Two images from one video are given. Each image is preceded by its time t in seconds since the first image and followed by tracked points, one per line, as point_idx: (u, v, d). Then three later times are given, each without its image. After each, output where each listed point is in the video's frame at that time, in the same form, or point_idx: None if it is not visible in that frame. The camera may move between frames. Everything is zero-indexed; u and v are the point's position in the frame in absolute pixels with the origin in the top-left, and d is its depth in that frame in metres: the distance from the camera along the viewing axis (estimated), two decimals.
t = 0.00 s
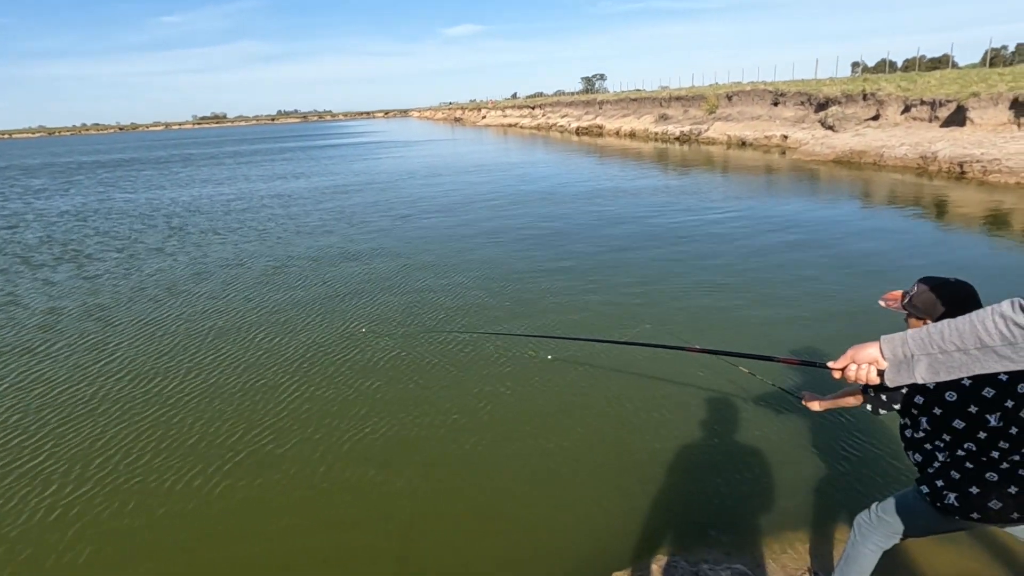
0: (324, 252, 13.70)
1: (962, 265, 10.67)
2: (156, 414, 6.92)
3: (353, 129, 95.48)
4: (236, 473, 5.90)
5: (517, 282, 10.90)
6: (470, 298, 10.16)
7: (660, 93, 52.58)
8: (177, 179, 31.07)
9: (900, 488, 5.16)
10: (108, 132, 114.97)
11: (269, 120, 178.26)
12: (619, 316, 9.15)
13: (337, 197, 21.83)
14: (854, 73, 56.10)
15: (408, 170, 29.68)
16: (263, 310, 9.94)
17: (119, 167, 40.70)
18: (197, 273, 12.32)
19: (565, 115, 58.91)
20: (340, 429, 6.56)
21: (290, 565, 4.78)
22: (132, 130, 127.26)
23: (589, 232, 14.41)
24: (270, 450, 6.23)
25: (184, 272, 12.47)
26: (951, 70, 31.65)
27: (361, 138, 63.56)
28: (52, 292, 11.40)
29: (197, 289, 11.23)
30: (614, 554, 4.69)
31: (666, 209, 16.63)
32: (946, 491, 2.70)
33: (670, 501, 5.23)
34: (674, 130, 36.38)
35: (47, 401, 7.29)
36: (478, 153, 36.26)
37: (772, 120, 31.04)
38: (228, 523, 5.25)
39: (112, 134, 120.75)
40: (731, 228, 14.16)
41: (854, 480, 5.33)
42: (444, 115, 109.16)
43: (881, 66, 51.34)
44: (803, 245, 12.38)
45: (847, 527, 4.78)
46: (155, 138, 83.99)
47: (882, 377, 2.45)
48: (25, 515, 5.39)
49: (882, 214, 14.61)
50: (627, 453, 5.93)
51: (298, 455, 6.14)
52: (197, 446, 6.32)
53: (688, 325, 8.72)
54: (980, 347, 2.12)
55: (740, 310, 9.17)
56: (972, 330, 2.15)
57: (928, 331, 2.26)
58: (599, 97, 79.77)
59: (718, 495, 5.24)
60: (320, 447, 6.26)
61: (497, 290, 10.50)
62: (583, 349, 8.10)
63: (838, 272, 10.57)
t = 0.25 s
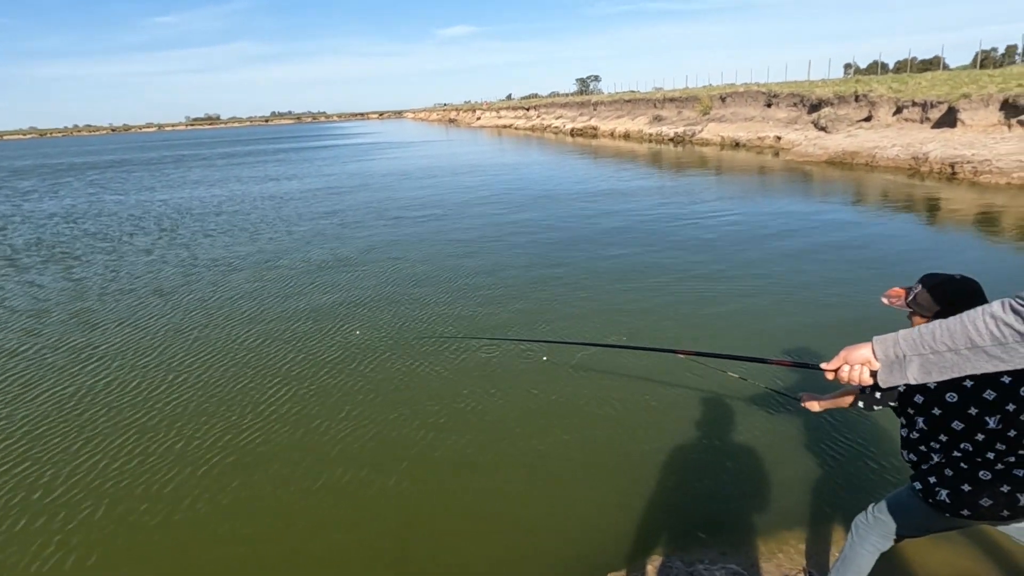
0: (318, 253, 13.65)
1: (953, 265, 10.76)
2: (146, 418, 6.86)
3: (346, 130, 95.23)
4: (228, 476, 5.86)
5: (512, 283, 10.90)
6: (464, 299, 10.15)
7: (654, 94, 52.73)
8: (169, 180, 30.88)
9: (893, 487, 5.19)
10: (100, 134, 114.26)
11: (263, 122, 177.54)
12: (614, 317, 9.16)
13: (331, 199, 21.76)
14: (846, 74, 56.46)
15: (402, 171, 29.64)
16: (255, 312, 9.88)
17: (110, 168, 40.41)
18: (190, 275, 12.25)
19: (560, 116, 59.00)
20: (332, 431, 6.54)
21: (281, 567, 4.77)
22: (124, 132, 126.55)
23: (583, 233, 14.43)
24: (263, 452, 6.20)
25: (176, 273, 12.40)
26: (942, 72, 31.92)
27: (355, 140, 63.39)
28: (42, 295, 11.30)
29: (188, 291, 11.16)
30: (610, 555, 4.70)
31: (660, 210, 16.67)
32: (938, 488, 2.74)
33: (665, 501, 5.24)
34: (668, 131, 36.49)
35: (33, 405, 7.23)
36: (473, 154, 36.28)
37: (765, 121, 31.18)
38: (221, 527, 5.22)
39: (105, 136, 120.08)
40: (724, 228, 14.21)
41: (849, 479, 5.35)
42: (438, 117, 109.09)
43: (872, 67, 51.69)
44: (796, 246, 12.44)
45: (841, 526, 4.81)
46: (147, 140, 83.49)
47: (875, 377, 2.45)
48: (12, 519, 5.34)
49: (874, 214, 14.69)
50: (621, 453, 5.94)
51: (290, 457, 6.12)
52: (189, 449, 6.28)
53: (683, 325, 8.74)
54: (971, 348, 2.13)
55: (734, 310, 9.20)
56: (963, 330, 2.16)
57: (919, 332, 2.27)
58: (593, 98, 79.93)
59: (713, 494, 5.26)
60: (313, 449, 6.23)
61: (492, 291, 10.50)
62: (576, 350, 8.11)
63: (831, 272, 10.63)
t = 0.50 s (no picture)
0: (310, 256, 13.59)
1: (943, 266, 10.84)
2: (131, 424, 6.78)
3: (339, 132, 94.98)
4: (215, 482, 5.80)
5: (505, 286, 10.89)
6: (457, 302, 10.13)
7: (647, 97, 52.91)
8: (159, 183, 30.67)
9: (884, 489, 5.21)
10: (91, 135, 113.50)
11: (256, 123, 176.57)
12: (606, 319, 9.16)
13: (324, 201, 21.68)
14: (837, 77, 56.85)
15: (395, 173, 29.58)
16: (245, 317, 9.80)
17: (100, 170, 40.10)
18: (180, 278, 12.16)
19: (553, 119, 59.09)
20: (321, 435, 6.51)
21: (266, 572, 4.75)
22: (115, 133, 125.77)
23: (576, 235, 14.44)
24: (250, 458, 6.14)
25: (167, 277, 12.32)
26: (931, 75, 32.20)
27: (348, 142, 63.22)
28: (29, 299, 11.19)
29: (178, 295, 11.07)
30: (603, 557, 4.70)
31: (653, 212, 16.71)
32: (924, 485, 2.77)
33: (656, 504, 5.25)
34: (661, 134, 36.60)
35: (16, 411, 7.16)
36: (467, 156, 36.29)
37: (757, 124, 31.32)
38: (209, 534, 5.17)
39: (96, 137, 119.02)
40: (717, 230, 14.25)
41: (841, 480, 5.38)
42: (432, 119, 109.00)
43: (863, 71, 52.09)
44: (788, 248, 12.49)
45: (832, 526, 4.84)
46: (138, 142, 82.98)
47: (862, 382, 2.47)
48: None
49: (865, 216, 14.78)
50: (613, 457, 5.93)
51: (278, 461, 6.08)
52: (175, 456, 6.20)
53: (675, 328, 8.75)
54: (955, 353, 2.14)
55: (726, 312, 9.23)
56: (947, 335, 2.17)
57: (904, 337, 2.28)
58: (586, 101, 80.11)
59: (706, 496, 5.27)
60: (301, 454, 6.19)
61: (484, 294, 10.48)
62: (567, 353, 8.11)
63: (822, 274, 10.68)
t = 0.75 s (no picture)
0: (300, 258, 13.52)
1: (929, 267, 10.94)
2: (113, 428, 6.72)
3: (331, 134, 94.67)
4: (201, 486, 5.74)
5: (495, 287, 10.88)
6: (446, 304, 10.12)
7: (639, 99, 53.09)
8: (149, 185, 30.43)
9: (869, 489, 5.25)
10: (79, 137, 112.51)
11: (247, 125, 175.56)
12: (596, 320, 9.18)
13: (315, 203, 21.60)
14: (826, 79, 57.27)
15: (386, 175, 29.51)
16: (233, 320, 9.73)
17: (88, 173, 39.71)
18: (168, 281, 12.07)
19: (545, 120, 59.16)
20: (308, 439, 6.46)
21: None
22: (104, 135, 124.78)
23: (567, 237, 14.45)
24: (236, 462, 6.09)
25: (155, 280, 12.22)
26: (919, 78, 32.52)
27: (340, 144, 62.99)
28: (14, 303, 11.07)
29: (165, 298, 10.99)
30: (590, 558, 4.70)
31: (644, 214, 16.75)
32: (903, 477, 2.82)
33: (645, 504, 5.26)
34: (653, 136, 36.73)
35: None
36: (459, 158, 36.27)
37: (748, 126, 31.50)
38: (192, 539, 5.11)
39: (84, 140, 117.74)
40: (707, 232, 14.31)
41: (827, 479, 5.43)
42: (424, 121, 108.87)
43: (852, 73, 52.53)
44: (778, 249, 12.57)
45: (819, 524, 4.88)
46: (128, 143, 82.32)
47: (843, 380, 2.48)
48: None
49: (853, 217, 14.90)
50: (603, 457, 5.94)
51: (265, 465, 6.03)
52: (160, 461, 6.14)
53: (665, 329, 8.77)
54: (933, 351, 2.17)
55: (716, 313, 9.27)
56: (925, 334, 2.19)
57: (883, 335, 2.29)
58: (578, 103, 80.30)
59: (694, 496, 5.30)
60: (288, 457, 6.15)
61: (475, 295, 10.48)
62: (555, 355, 8.10)
63: (811, 275, 10.76)
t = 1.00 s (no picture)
0: (282, 262, 13.40)
1: (906, 268, 11.13)
2: (87, 438, 6.60)
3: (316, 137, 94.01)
4: (185, 496, 5.66)
5: (479, 290, 10.87)
6: (430, 307, 10.07)
7: (623, 103, 53.42)
8: (129, 189, 29.97)
9: (848, 487, 5.31)
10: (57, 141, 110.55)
11: (230, 128, 173.63)
12: (580, 322, 9.20)
13: (298, 208, 21.42)
14: (807, 83, 58.08)
15: (371, 179, 29.37)
16: (215, 326, 9.62)
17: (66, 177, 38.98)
18: (147, 288, 11.89)
19: (531, 124, 59.31)
20: (293, 444, 6.40)
21: None
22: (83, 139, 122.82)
23: (552, 239, 14.48)
24: (220, 470, 6.02)
25: (134, 286, 12.03)
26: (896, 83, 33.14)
27: (325, 147, 62.56)
28: None
29: (144, 304, 10.81)
30: (574, 561, 4.70)
31: (629, 216, 16.84)
32: (878, 476, 2.86)
33: (628, 505, 5.28)
34: (637, 139, 36.97)
35: None
36: (444, 162, 36.20)
37: (730, 129, 31.84)
38: (168, 549, 5.04)
39: (63, 144, 115.81)
40: (690, 234, 14.42)
41: (808, 479, 5.48)
42: (410, 124, 108.53)
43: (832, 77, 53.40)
44: (759, 251, 12.70)
45: (800, 523, 4.94)
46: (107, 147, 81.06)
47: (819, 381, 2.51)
48: None
49: (833, 219, 15.13)
50: (589, 459, 5.95)
51: (250, 472, 5.97)
52: (142, 470, 6.04)
53: (648, 331, 8.80)
54: (903, 351, 2.21)
55: (699, 315, 9.33)
56: (895, 334, 2.23)
57: (856, 336, 2.33)
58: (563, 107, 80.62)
59: (677, 497, 5.33)
60: (274, 464, 6.09)
61: (459, 298, 10.45)
62: (538, 358, 8.09)
63: (791, 277, 10.89)
